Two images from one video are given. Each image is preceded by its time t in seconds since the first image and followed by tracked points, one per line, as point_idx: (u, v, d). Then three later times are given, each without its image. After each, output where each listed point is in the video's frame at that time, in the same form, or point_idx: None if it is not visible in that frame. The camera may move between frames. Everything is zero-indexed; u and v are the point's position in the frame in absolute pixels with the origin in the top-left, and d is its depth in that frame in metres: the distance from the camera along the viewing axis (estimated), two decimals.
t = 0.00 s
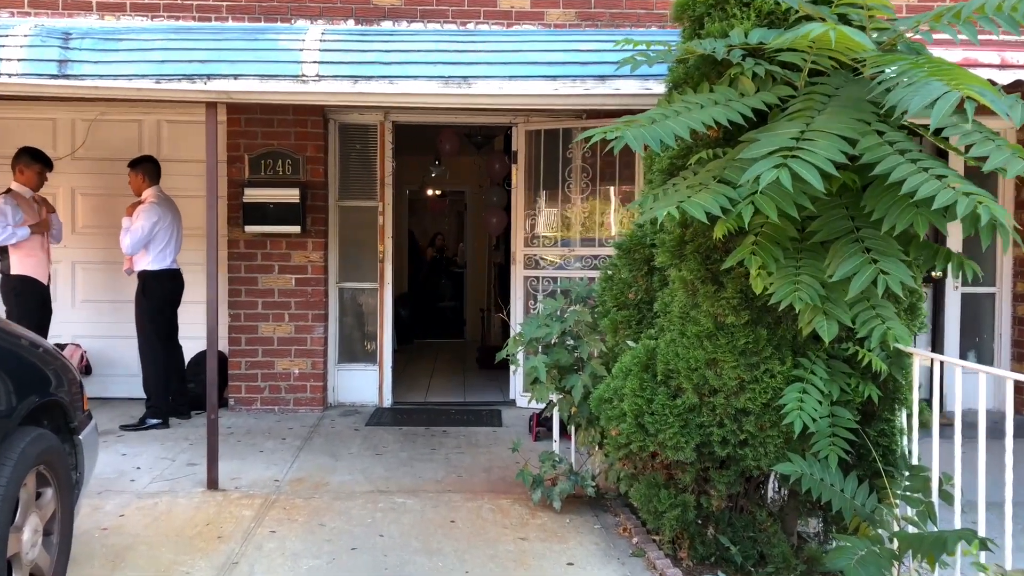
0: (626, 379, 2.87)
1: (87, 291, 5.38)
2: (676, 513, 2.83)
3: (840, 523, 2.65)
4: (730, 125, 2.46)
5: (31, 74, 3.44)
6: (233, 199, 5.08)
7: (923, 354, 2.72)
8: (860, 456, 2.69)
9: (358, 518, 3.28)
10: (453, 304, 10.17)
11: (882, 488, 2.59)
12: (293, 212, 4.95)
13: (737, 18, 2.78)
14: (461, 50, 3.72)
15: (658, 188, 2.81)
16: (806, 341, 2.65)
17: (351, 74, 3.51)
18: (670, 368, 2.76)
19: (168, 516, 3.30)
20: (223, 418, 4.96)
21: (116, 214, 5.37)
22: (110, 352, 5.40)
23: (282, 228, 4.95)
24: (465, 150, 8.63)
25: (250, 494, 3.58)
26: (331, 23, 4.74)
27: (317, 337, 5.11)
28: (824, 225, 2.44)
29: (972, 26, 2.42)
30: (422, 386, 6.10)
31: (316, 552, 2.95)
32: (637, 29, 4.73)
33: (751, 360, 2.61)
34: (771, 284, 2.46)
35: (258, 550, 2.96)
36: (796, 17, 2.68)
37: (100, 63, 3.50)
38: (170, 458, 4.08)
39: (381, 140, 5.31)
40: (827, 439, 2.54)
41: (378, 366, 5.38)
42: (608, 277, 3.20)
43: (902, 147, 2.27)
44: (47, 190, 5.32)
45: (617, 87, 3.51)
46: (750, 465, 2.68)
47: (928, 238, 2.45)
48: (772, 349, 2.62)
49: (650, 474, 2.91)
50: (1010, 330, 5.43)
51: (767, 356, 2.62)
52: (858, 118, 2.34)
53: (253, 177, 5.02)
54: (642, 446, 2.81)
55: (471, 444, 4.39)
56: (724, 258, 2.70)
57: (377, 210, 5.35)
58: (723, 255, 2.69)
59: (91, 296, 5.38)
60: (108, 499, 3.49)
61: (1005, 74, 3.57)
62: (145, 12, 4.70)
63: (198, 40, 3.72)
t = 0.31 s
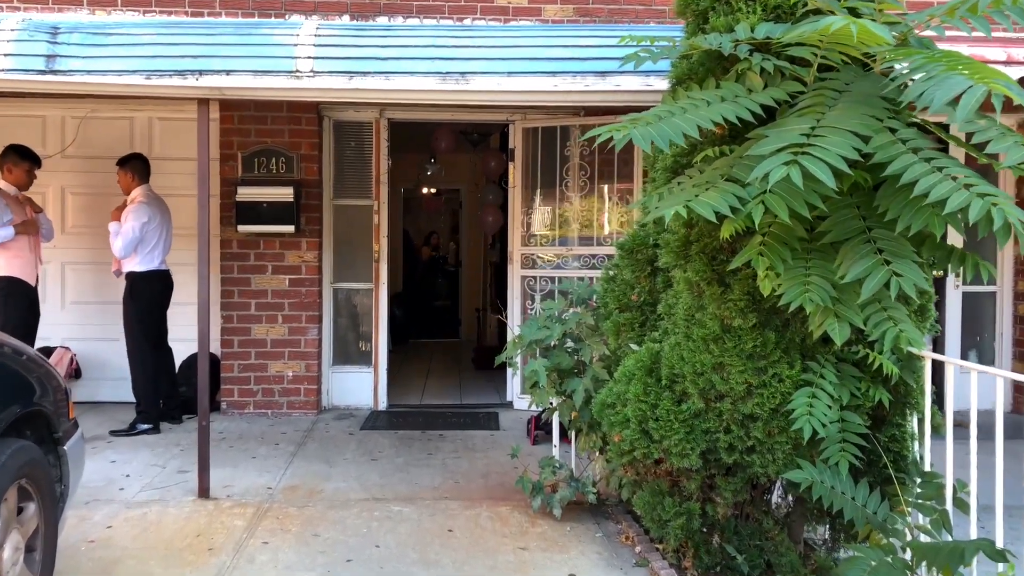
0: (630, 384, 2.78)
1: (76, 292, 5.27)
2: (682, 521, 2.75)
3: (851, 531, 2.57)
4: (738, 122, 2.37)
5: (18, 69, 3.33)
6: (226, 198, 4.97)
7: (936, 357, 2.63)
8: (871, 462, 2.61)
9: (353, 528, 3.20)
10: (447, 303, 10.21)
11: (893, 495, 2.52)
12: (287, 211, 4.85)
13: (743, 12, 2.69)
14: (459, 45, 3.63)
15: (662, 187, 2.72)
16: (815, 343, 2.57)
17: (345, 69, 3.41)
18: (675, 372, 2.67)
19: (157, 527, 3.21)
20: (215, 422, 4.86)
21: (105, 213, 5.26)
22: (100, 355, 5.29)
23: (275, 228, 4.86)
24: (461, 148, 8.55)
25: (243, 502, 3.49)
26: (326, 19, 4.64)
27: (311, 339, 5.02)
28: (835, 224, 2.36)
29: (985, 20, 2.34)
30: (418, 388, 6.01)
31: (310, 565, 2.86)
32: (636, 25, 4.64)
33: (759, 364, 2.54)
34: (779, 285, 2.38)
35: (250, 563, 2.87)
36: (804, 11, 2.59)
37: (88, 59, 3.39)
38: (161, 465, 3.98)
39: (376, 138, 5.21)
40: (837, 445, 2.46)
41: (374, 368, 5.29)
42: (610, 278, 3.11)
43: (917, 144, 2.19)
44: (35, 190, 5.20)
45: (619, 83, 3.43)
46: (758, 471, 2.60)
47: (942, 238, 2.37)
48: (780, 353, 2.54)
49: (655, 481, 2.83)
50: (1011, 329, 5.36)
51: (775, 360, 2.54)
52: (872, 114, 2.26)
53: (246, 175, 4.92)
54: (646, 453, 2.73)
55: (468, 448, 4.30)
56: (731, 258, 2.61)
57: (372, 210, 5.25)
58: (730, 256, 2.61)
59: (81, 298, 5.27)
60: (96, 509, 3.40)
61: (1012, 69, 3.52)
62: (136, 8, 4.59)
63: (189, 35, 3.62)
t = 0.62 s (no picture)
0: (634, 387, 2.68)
1: (66, 290, 5.16)
2: (689, 529, 2.65)
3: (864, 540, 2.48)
4: (750, 115, 2.26)
5: (3, 60, 3.21)
6: (219, 194, 4.86)
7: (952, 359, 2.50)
8: (885, 468, 2.51)
9: (347, 535, 3.09)
10: (445, 301, 10.13)
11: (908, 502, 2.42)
12: (281, 208, 4.75)
13: (751, 2, 2.59)
14: (457, 37, 3.53)
15: (669, 182, 2.63)
16: (828, 345, 2.47)
17: (341, 61, 3.31)
18: (682, 375, 2.57)
19: (146, 533, 3.11)
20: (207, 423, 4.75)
21: (96, 209, 5.16)
22: (90, 354, 5.19)
23: (269, 225, 4.76)
24: (459, 145, 8.45)
25: (234, 507, 3.39)
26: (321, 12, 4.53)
27: (306, 339, 4.92)
28: (850, 221, 2.26)
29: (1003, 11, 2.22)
30: (416, 388, 5.92)
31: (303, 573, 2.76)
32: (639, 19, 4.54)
33: (769, 367, 2.44)
34: (791, 285, 2.28)
35: (240, 571, 2.77)
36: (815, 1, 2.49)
37: (75, 49, 3.29)
38: (151, 468, 3.87)
39: (373, 133, 5.13)
40: (851, 451, 2.37)
41: (370, 368, 5.19)
42: (613, 277, 3.01)
43: (937, 137, 2.09)
44: (24, 185, 5.09)
45: (622, 76, 3.33)
46: (768, 478, 2.50)
47: (960, 236, 2.27)
48: (791, 355, 2.44)
49: (661, 487, 2.74)
50: (1020, 331, 5.27)
51: (786, 363, 2.44)
52: (889, 106, 2.16)
53: (240, 170, 4.82)
54: (652, 458, 2.63)
55: (467, 451, 4.21)
56: (741, 256, 2.51)
57: (369, 207, 5.15)
58: (739, 254, 2.51)
59: (71, 296, 5.16)
60: (82, 514, 3.29)
61: None
62: None
63: (179, 25, 3.51)
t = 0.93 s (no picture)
0: (641, 388, 2.58)
1: (61, 287, 5.07)
2: (698, 535, 2.56)
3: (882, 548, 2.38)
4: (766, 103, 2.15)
5: None
6: (216, 189, 4.77)
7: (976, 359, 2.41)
8: (904, 474, 2.41)
9: (346, 538, 3.00)
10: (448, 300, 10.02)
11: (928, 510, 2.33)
12: (279, 203, 4.65)
13: None
14: (459, 26, 3.43)
15: (679, 175, 2.52)
16: (845, 346, 2.37)
17: (339, 51, 3.22)
18: (692, 376, 2.47)
19: (138, 535, 3.01)
20: (205, 423, 4.66)
21: (92, 205, 5.07)
22: (86, 351, 5.10)
23: (267, 220, 4.67)
24: (461, 141, 8.36)
25: (230, 509, 3.29)
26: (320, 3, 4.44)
27: (305, 337, 4.82)
28: (870, 215, 2.16)
29: None
30: (417, 388, 5.82)
31: None
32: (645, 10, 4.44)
33: (784, 368, 2.34)
34: (808, 282, 2.18)
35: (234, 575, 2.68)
36: None
37: (64, 38, 3.20)
38: (145, 468, 3.78)
39: (373, 127, 5.01)
40: (869, 456, 2.27)
41: (370, 367, 5.09)
42: (620, 273, 2.90)
43: (963, 126, 1.99)
44: (18, 179, 5.01)
45: (629, 66, 3.22)
46: (781, 483, 2.41)
47: (986, 230, 2.16)
48: (807, 356, 2.35)
49: (669, 492, 2.65)
50: None
51: (801, 364, 2.34)
52: (913, 93, 2.05)
53: (237, 165, 4.74)
54: (660, 462, 2.53)
55: (469, 452, 4.11)
56: (754, 252, 2.41)
57: (369, 202, 5.05)
58: (753, 250, 2.41)
59: (67, 292, 5.08)
60: (74, 515, 3.20)
61: None
62: None
63: (174, 14, 3.42)
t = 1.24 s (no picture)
0: (654, 390, 2.48)
1: (61, 283, 5.00)
2: (713, 544, 2.46)
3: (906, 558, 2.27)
4: (788, 91, 2.03)
5: None
6: (216, 184, 4.69)
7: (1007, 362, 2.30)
8: (930, 481, 2.30)
9: (347, 543, 2.91)
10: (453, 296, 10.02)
11: (955, 518, 2.22)
12: (281, 198, 4.56)
13: None
14: (463, 14, 3.32)
15: (694, 169, 2.41)
16: (869, 347, 2.26)
17: (339, 40, 3.11)
18: (707, 378, 2.37)
19: (133, 539, 2.93)
20: (205, 421, 4.59)
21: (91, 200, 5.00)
22: (86, 348, 5.02)
23: (269, 215, 4.58)
24: (468, 135, 8.27)
25: (228, 511, 3.21)
26: None
27: (308, 334, 4.74)
28: (897, 210, 2.04)
29: None
30: (423, 386, 5.73)
31: None
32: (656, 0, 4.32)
33: (804, 370, 2.24)
34: (831, 281, 2.07)
35: None
36: None
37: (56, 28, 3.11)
38: (143, 468, 3.70)
39: (377, 121, 4.90)
40: (894, 463, 2.16)
41: (375, 364, 5.00)
42: (631, 270, 2.79)
43: (999, 115, 1.87)
44: (17, 174, 4.95)
45: (640, 56, 3.11)
46: (801, 490, 2.30)
47: (1020, 225, 2.05)
48: (828, 357, 2.24)
49: (682, 498, 2.55)
50: None
51: (822, 366, 2.23)
52: (944, 81, 1.94)
53: (239, 160, 4.65)
54: (673, 468, 2.43)
55: (475, 452, 4.02)
56: (773, 249, 2.30)
57: (373, 197, 4.95)
58: (772, 247, 2.29)
59: (67, 289, 5.00)
60: (68, 517, 3.12)
61: None
62: None
63: (170, 3, 3.33)
